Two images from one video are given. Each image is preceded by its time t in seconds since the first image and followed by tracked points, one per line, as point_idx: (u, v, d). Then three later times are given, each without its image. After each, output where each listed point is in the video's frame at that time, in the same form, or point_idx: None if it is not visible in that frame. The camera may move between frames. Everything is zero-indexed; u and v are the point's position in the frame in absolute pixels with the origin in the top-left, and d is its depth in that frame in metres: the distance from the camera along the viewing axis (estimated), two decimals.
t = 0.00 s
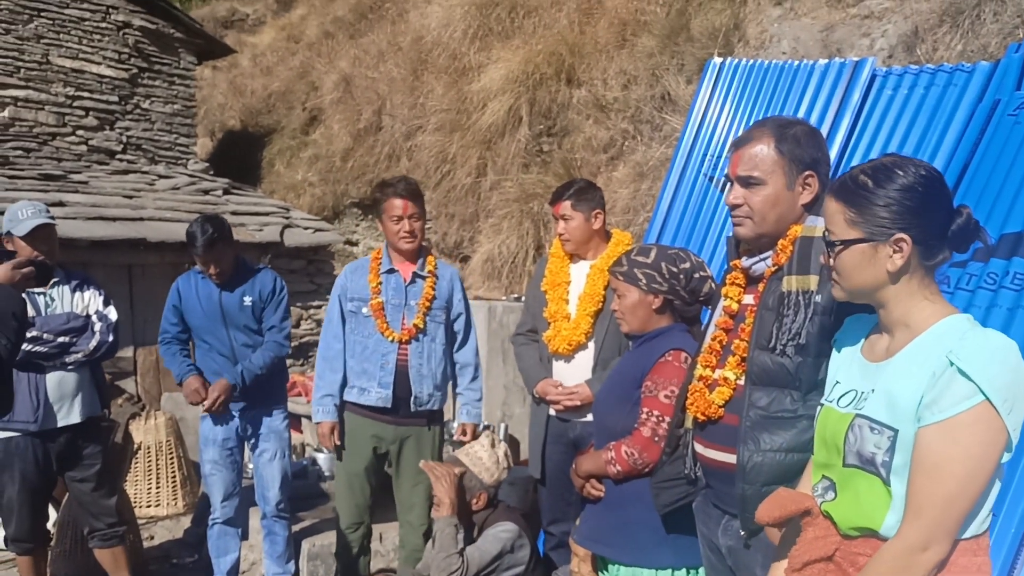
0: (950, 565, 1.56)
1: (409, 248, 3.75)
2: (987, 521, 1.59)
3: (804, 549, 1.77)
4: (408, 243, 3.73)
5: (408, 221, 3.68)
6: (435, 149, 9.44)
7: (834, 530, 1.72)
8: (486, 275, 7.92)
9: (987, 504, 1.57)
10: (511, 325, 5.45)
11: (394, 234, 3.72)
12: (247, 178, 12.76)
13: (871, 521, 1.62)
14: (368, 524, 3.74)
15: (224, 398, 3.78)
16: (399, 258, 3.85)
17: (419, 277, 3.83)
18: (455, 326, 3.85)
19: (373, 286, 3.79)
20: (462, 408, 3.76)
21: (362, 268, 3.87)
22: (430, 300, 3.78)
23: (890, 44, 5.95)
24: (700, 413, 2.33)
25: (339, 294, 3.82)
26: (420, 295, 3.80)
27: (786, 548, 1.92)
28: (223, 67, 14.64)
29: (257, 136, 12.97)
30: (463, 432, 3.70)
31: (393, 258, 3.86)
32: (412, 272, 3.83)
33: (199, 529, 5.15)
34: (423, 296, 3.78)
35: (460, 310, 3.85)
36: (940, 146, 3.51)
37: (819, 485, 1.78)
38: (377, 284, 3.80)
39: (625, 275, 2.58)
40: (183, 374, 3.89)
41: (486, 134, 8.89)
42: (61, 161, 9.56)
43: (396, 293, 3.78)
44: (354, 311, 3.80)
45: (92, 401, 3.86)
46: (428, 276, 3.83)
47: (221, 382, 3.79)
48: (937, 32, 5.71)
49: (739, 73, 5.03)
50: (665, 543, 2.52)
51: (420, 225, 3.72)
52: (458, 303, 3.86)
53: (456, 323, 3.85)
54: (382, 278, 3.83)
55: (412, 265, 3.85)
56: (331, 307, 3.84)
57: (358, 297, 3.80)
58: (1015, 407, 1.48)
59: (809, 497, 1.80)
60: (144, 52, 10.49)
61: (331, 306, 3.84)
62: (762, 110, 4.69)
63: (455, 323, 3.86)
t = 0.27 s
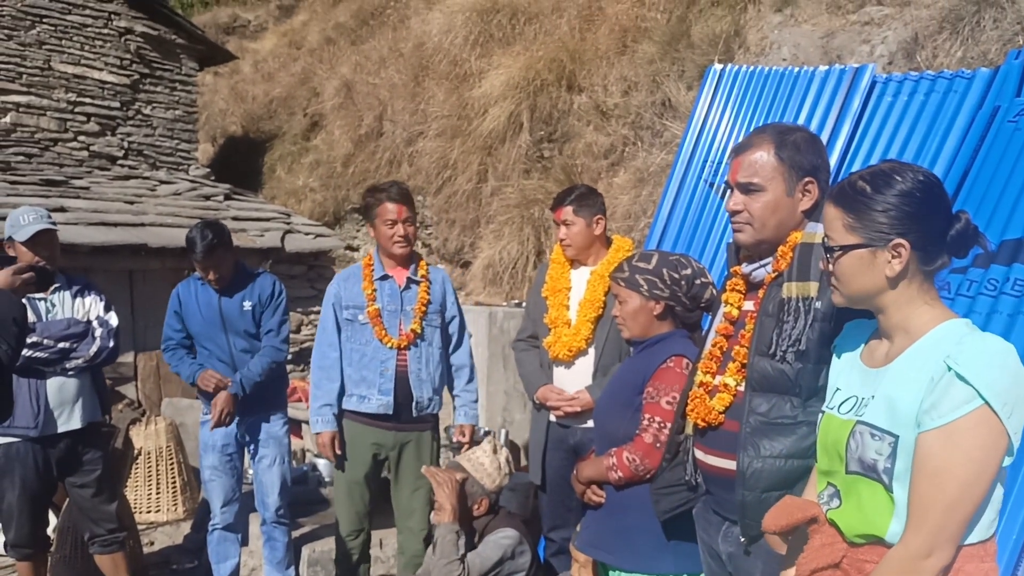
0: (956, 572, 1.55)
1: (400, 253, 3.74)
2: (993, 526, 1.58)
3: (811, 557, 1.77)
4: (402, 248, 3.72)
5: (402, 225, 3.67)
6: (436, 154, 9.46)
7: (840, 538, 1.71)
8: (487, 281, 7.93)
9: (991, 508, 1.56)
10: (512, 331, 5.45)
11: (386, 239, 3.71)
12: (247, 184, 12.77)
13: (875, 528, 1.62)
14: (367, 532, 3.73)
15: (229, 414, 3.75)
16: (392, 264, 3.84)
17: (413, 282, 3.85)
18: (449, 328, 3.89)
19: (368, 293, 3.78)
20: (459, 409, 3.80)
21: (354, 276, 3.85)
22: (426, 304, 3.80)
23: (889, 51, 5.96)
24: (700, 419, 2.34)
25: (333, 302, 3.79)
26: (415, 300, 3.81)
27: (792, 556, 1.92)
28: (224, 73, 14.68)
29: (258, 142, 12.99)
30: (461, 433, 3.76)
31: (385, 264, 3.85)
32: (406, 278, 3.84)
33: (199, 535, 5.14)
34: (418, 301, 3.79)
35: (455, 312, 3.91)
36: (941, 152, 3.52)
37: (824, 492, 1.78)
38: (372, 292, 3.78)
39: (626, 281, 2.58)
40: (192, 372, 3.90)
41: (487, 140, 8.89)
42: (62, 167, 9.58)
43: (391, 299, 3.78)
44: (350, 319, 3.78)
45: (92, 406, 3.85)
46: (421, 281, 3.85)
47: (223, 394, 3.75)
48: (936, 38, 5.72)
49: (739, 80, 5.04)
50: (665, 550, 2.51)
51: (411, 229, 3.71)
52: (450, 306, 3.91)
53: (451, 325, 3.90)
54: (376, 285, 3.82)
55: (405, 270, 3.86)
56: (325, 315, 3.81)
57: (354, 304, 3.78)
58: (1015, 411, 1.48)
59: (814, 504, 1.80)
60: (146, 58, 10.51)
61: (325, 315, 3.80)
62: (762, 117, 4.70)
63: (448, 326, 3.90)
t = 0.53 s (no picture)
0: None
1: (392, 254, 3.75)
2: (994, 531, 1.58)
3: (816, 563, 1.76)
4: (395, 249, 3.74)
5: (395, 226, 3.68)
6: (437, 159, 9.47)
7: (842, 544, 1.71)
8: (487, 286, 7.94)
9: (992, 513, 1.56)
10: (512, 336, 5.45)
11: (380, 241, 3.71)
12: (248, 188, 12.78)
13: (875, 533, 1.62)
14: (366, 539, 3.73)
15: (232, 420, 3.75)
16: (385, 269, 3.85)
17: (407, 287, 3.86)
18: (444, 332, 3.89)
19: (363, 299, 3.77)
20: (454, 412, 3.79)
21: (348, 282, 3.84)
22: (421, 309, 3.81)
23: (889, 56, 5.97)
24: (701, 425, 2.34)
25: (329, 309, 3.77)
26: (410, 304, 3.82)
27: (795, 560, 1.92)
28: (225, 78, 14.71)
29: (258, 146, 13.00)
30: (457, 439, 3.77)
31: (379, 270, 3.85)
32: (400, 282, 3.84)
33: (198, 540, 5.14)
34: (414, 306, 3.80)
35: (448, 314, 3.90)
36: (941, 158, 3.52)
37: (826, 498, 1.77)
38: (367, 297, 3.78)
39: (626, 286, 2.57)
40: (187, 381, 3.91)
41: (487, 145, 8.90)
42: (63, 171, 9.60)
43: (387, 304, 3.78)
44: (346, 326, 3.76)
45: (92, 411, 3.85)
46: (415, 285, 3.86)
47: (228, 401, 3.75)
48: (936, 44, 5.73)
49: (740, 85, 5.05)
50: (666, 556, 2.51)
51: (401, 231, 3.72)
52: (445, 309, 3.90)
53: (445, 328, 3.89)
54: (370, 291, 3.81)
55: (398, 275, 3.87)
56: (320, 323, 3.78)
57: (350, 311, 3.76)
58: (1013, 415, 1.48)
59: (817, 510, 1.80)
60: (147, 63, 10.52)
61: (319, 322, 3.77)
62: (762, 122, 4.70)
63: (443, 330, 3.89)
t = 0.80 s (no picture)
0: None
1: (388, 253, 3.74)
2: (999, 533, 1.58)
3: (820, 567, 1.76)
4: (393, 247, 3.72)
5: (391, 225, 3.68)
6: (438, 163, 9.47)
7: (847, 547, 1.71)
8: (489, 289, 7.94)
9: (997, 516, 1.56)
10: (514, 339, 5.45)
11: (378, 241, 3.70)
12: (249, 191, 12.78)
13: (880, 537, 1.62)
14: (366, 543, 3.73)
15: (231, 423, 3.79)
16: (380, 271, 3.84)
17: (403, 289, 3.85)
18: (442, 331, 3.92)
19: (360, 302, 3.76)
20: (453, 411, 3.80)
21: (344, 286, 3.83)
22: (418, 310, 3.81)
23: (892, 61, 5.97)
24: (704, 428, 2.33)
25: (325, 314, 3.75)
26: (407, 306, 3.81)
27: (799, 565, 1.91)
28: (227, 80, 14.74)
29: (260, 149, 13.00)
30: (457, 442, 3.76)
31: (375, 272, 3.84)
32: (396, 284, 3.84)
33: (199, 542, 5.13)
34: (410, 308, 3.80)
35: (444, 315, 3.92)
36: (943, 162, 3.52)
37: (830, 501, 1.77)
38: (364, 301, 3.77)
39: (628, 289, 2.57)
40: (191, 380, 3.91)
41: (489, 149, 8.90)
42: (65, 173, 9.62)
43: (384, 306, 3.78)
44: (344, 330, 3.75)
45: (93, 414, 3.85)
46: (410, 286, 3.86)
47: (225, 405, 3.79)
48: (938, 49, 5.74)
49: (742, 89, 5.05)
50: (668, 560, 2.50)
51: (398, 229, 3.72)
52: (441, 310, 3.92)
53: (443, 328, 3.92)
54: (367, 294, 3.81)
55: (394, 276, 3.86)
56: (316, 326, 3.75)
57: (347, 315, 3.75)
58: (1018, 418, 1.48)
59: (822, 515, 1.79)
60: (149, 66, 10.53)
61: (316, 326, 3.75)
62: (764, 126, 4.70)
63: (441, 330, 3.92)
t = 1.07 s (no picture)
0: None
1: (382, 256, 3.74)
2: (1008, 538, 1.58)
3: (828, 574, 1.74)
4: (384, 249, 3.72)
5: (385, 227, 3.68)
6: (441, 166, 9.47)
7: (854, 555, 1.69)
8: (491, 292, 7.94)
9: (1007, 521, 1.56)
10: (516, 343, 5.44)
11: (370, 244, 3.71)
12: (252, 194, 12.79)
13: (892, 546, 1.61)
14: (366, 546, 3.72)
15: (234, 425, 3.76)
16: (374, 275, 3.85)
17: (398, 291, 3.87)
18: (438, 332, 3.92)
19: (355, 305, 3.76)
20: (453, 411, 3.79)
21: (339, 290, 3.82)
22: (413, 312, 3.82)
23: (895, 66, 5.98)
24: (708, 432, 2.33)
25: (321, 318, 3.75)
26: (402, 308, 3.83)
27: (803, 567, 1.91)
28: (230, 83, 14.77)
29: (263, 152, 13.01)
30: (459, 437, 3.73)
31: (369, 275, 3.85)
32: (391, 287, 3.85)
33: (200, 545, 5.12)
34: (406, 309, 3.82)
35: (442, 317, 3.93)
36: (947, 166, 3.53)
37: (840, 510, 1.76)
38: (359, 304, 3.77)
39: (631, 293, 2.57)
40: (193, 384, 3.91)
41: (491, 152, 8.90)
42: (67, 175, 9.63)
43: (379, 309, 3.78)
44: (340, 334, 3.75)
45: (94, 416, 3.85)
46: (406, 289, 3.87)
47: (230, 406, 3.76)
48: (942, 54, 5.74)
49: (745, 94, 5.06)
50: (670, 564, 2.50)
51: (393, 233, 3.72)
52: (437, 311, 3.93)
53: (440, 329, 3.93)
54: (362, 297, 3.81)
55: (389, 279, 3.87)
56: (313, 331, 3.75)
57: (342, 318, 3.75)
58: None
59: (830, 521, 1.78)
60: (152, 68, 10.55)
61: (312, 332, 3.74)
62: (767, 131, 4.70)
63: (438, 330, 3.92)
